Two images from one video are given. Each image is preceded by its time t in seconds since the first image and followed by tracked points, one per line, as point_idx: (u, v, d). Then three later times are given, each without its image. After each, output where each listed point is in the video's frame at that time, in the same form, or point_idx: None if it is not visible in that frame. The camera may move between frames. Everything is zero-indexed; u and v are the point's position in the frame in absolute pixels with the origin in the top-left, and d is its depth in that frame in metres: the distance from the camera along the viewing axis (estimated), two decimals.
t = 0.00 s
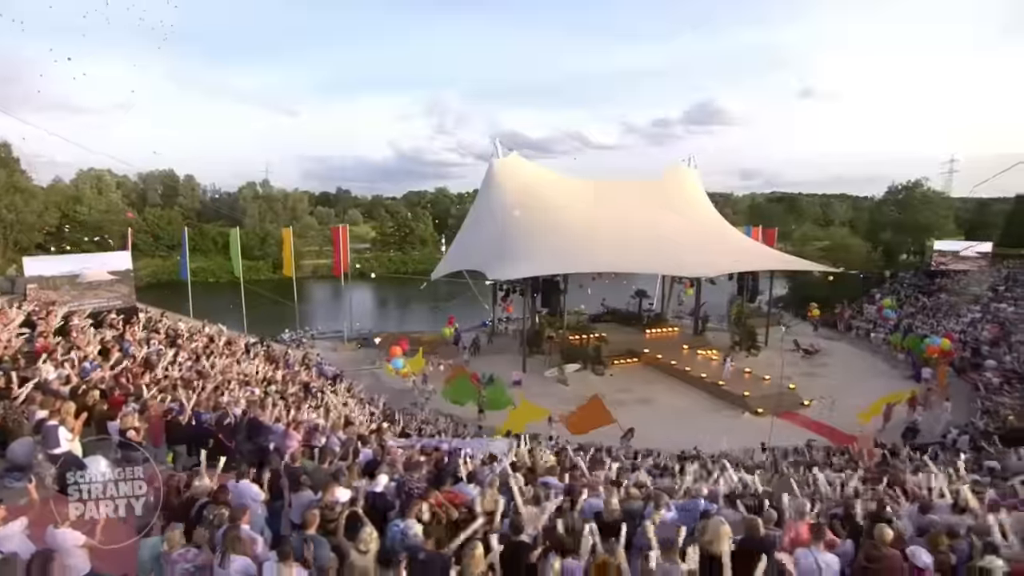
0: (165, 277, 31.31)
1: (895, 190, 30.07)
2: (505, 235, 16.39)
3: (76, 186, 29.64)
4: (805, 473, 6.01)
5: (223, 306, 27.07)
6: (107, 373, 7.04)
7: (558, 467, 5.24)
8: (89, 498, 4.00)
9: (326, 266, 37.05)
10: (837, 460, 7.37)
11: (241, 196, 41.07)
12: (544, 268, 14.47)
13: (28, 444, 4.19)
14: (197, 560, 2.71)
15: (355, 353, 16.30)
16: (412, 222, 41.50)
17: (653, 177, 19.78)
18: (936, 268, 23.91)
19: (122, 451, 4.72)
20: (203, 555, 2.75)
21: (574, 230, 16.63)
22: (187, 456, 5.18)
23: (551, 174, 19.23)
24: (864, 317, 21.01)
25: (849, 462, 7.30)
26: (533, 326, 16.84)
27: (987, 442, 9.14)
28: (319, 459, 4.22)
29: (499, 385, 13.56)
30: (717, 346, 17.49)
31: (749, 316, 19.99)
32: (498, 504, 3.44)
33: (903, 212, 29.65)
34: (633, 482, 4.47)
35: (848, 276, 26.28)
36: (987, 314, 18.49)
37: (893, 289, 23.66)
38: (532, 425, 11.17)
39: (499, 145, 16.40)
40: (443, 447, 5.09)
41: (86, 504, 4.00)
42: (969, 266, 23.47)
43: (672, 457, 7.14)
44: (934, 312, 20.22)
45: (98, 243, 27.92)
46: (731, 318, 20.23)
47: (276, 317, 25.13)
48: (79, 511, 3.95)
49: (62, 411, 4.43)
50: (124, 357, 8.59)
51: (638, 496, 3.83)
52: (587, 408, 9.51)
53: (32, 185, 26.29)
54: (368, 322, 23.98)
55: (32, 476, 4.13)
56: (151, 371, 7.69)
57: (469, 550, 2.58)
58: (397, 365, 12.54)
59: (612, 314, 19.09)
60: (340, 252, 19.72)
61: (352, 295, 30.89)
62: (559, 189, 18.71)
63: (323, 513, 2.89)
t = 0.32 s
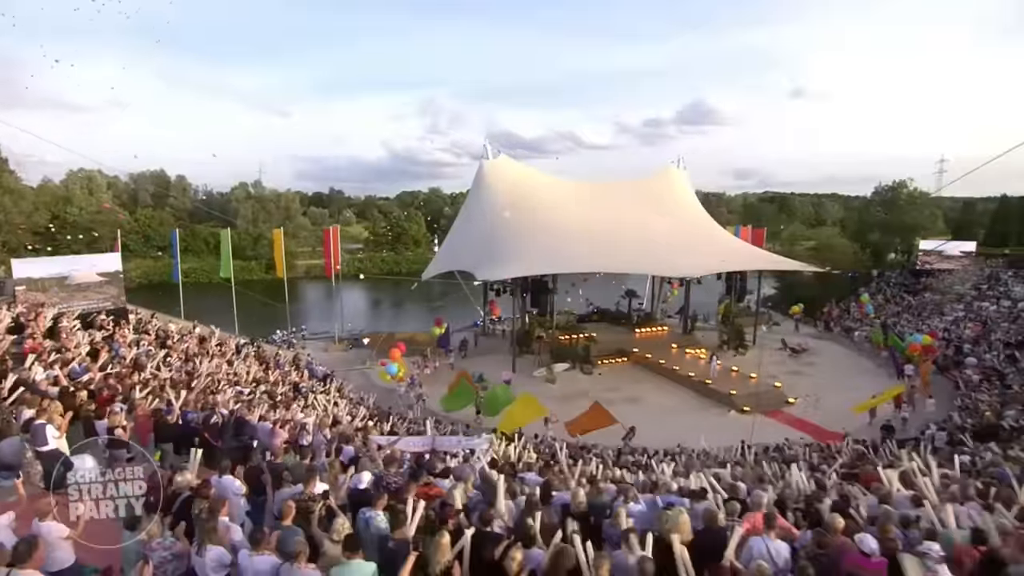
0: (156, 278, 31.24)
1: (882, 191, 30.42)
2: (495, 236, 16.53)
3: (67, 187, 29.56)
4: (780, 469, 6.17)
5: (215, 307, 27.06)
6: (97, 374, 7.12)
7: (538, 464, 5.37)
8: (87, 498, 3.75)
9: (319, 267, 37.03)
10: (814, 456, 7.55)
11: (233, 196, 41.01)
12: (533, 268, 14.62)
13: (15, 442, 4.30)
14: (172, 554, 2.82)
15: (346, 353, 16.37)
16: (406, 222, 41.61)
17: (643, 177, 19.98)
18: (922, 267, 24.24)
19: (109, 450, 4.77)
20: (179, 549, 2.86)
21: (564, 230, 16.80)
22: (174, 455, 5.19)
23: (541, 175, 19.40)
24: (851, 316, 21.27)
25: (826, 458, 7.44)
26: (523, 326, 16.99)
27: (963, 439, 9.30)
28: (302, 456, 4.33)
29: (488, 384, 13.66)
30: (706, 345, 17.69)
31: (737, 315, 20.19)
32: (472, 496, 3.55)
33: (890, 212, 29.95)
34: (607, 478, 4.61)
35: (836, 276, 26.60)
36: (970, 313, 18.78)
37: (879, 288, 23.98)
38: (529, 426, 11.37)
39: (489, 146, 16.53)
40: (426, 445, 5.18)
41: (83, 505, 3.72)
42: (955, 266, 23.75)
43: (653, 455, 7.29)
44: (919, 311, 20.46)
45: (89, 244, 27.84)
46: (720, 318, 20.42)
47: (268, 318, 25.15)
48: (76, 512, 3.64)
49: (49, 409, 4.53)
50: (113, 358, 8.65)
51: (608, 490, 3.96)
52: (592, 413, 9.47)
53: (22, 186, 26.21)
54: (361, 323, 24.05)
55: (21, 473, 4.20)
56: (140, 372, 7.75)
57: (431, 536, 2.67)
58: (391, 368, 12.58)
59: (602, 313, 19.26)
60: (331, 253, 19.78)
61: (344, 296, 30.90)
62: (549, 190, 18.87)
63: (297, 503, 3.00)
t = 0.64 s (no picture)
0: (141, 278, 30.98)
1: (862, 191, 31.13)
2: (481, 236, 16.66)
3: (48, 186, 29.22)
4: (749, 461, 6.39)
5: (201, 307, 26.93)
6: (81, 374, 7.17)
7: (515, 458, 5.52)
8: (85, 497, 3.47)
9: (306, 267, 36.89)
10: (785, 449, 7.79)
11: (219, 196, 40.72)
12: (518, 268, 14.77)
13: None
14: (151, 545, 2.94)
15: (332, 353, 16.41)
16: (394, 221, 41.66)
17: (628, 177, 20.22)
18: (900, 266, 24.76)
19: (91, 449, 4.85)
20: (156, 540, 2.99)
21: (549, 230, 16.98)
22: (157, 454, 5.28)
23: (527, 175, 19.55)
24: (832, 313, 21.65)
25: (797, 451, 7.67)
26: (509, 325, 17.16)
27: (932, 432, 9.60)
28: (281, 451, 4.43)
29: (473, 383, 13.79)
30: (690, 343, 17.96)
31: (721, 313, 20.49)
32: (443, 487, 3.68)
33: (869, 213, 30.96)
34: (579, 470, 4.78)
35: (818, 274, 27.07)
36: (946, 310, 19.22)
37: (860, 286, 24.45)
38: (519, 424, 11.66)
39: (475, 147, 16.68)
40: (404, 441, 5.30)
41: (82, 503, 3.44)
42: (932, 264, 24.24)
43: (630, 449, 7.49)
44: (897, 308, 20.89)
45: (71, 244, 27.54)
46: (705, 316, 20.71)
47: (254, 318, 25.10)
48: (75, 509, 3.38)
49: (31, 408, 4.62)
50: (96, 359, 8.66)
51: (576, 480, 4.11)
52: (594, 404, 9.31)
53: (3, 185, 25.90)
54: (348, 323, 24.05)
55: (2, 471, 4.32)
56: (123, 371, 7.79)
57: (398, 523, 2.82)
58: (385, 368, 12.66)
59: (587, 312, 19.48)
60: (318, 254, 19.81)
61: (332, 296, 30.87)
62: (535, 189, 19.05)
63: (273, 493, 3.12)
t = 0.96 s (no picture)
0: (124, 279, 30.76)
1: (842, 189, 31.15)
2: (465, 236, 16.80)
3: (29, 186, 28.92)
4: (719, 452, 6.61)
5: (186, 308, 26.81)
6: (63, 373, 7.24)
7: (491, 451, 5.69)
8: (90, 499, 3.42)
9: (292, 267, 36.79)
10: (757, 441, 8.04)
11: (204, 196, 40.48)
12: (501, 267, 14.92)
13: None
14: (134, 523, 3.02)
15: (318, 352, 16.48)
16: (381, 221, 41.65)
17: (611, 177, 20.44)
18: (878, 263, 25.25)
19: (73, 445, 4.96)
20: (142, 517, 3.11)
21: (532, 229, 17.16)
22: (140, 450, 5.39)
23: (511, 175, 19.71)
24: (812, 310, 22.07)
25: (767, 443, 7.92)
26: (493, 323, 17.33)
27: (899, 424, 9.93)
28: (261, 444, 4.57)
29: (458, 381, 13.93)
30: (673, 340, 18.24)
31: (704, 310, 20.77)
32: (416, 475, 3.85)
33: (850, 211, 30.78)
34: (551, 461, 4.96)
35: (799, 271, 27.54)
36: (921, 306, 19.68)
37: (839, 283, 24.93)
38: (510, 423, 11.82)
39: (458, 147, 16.81)
40: (381, 435, 5.43)
41: (87, 505, 3.39)
42: (910, 262, 24.70)
43: (607, 442, 7.70)
44: (875, 304, 21.34)
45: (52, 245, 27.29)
46: (688, 314, 20.96)
47: (240, 319, 25.05)
48: (79, 512, 3.34)
49: (14, 405, 4.73)
50: (78, 358, 8.71)
51: (545, 470, 4.28)
52: (593, 397, 9.27)
53: None
54: (334, 322, 24.07)
55: None
56: (105, 371, 7.86)
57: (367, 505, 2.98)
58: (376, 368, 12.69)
59: (572, 310, 19.69)
60: (302, 254, 19.83)
61: (319, 296, 30.81)
62: (519, 189, 19.23)
63: (250, 481, 3.27)
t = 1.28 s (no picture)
0: (111, 278, 30.60)
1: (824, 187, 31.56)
2: (451, 234, 16.92)
3: (11, 184, 28.65)
4: (693, 441, 6.82)
5: (173, 306, 26.73)
6: (49, 370, 7.30)
7: (472, 441, 5.86)
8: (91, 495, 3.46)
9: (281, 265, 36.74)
10: (732, 433, 8.28)
11: (191, 194, 40.29)
12: (486, 264, 15.06)
13: None
14: (129, 495, 3.16)
15: (305, 350, 16.58)
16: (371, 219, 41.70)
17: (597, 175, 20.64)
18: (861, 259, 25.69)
19: (60, 437, 5.08)
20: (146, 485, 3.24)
21: (518, 227, 17.33)
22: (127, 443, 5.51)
23: (497, 173, 19.83)
24: (795, 306, 22.47)
25: (744, 434, 8.16)
26: (480, 320, 17.52)
27: (871, 415, 10.21)
28: (244, 435, 4.71)
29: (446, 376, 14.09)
30: (658, 335, 18.51)
31: (689, 307, 21.04)
32: (392, 463, 4.00)
33: (834, 208, 31.18)
34: (528, 449, 5.15)
35: (784, 267, 27.94)
36: (900, 301, 20.08)
37: (822, 279, 25.37)
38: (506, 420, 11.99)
39: (444, 146, 16.90)
40: (364, 428, 5.59)
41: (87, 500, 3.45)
42: (892, 258, 25.07)
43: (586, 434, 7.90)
44: (856, 300, 21.70)
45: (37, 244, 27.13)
46: (673, 310, 21.20)
47: (228, 317, 25.02)
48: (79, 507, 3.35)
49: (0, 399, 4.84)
50: (63, 356, 8.76)
51: (518, 457, 4.45)
52: (591, 391, 9.35)
53: None
54: (323, 320, 24.13)
55: None
56: (91, 367, 7.94)
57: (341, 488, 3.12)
58: (366, 372, 12.59)
59: (558, 307, 19.90)
60: (290, 252, 19.86)
61: (307, 294, 30.78)
62: (506, 187, 19.39)
63: (232, 467, 3.42)
